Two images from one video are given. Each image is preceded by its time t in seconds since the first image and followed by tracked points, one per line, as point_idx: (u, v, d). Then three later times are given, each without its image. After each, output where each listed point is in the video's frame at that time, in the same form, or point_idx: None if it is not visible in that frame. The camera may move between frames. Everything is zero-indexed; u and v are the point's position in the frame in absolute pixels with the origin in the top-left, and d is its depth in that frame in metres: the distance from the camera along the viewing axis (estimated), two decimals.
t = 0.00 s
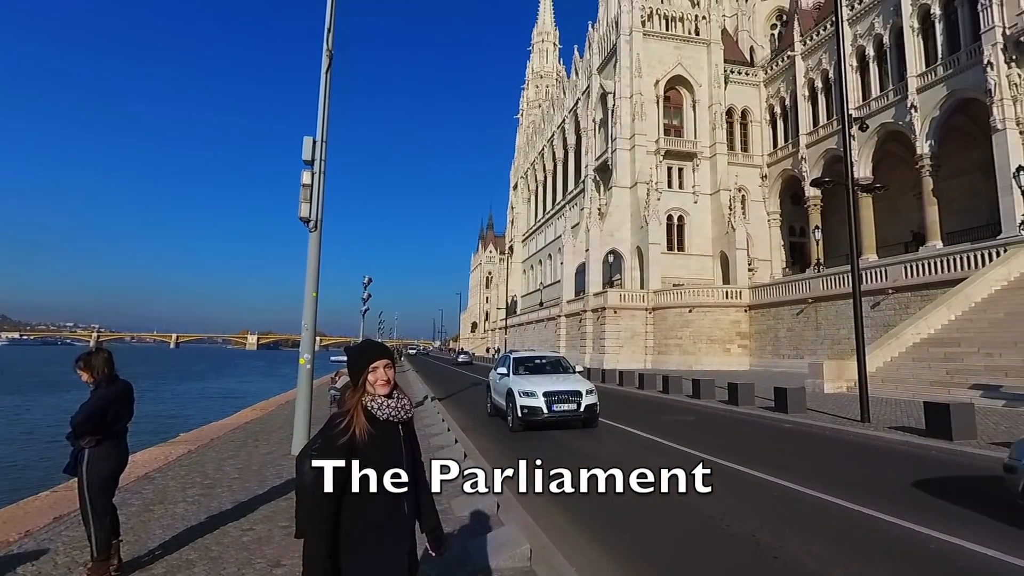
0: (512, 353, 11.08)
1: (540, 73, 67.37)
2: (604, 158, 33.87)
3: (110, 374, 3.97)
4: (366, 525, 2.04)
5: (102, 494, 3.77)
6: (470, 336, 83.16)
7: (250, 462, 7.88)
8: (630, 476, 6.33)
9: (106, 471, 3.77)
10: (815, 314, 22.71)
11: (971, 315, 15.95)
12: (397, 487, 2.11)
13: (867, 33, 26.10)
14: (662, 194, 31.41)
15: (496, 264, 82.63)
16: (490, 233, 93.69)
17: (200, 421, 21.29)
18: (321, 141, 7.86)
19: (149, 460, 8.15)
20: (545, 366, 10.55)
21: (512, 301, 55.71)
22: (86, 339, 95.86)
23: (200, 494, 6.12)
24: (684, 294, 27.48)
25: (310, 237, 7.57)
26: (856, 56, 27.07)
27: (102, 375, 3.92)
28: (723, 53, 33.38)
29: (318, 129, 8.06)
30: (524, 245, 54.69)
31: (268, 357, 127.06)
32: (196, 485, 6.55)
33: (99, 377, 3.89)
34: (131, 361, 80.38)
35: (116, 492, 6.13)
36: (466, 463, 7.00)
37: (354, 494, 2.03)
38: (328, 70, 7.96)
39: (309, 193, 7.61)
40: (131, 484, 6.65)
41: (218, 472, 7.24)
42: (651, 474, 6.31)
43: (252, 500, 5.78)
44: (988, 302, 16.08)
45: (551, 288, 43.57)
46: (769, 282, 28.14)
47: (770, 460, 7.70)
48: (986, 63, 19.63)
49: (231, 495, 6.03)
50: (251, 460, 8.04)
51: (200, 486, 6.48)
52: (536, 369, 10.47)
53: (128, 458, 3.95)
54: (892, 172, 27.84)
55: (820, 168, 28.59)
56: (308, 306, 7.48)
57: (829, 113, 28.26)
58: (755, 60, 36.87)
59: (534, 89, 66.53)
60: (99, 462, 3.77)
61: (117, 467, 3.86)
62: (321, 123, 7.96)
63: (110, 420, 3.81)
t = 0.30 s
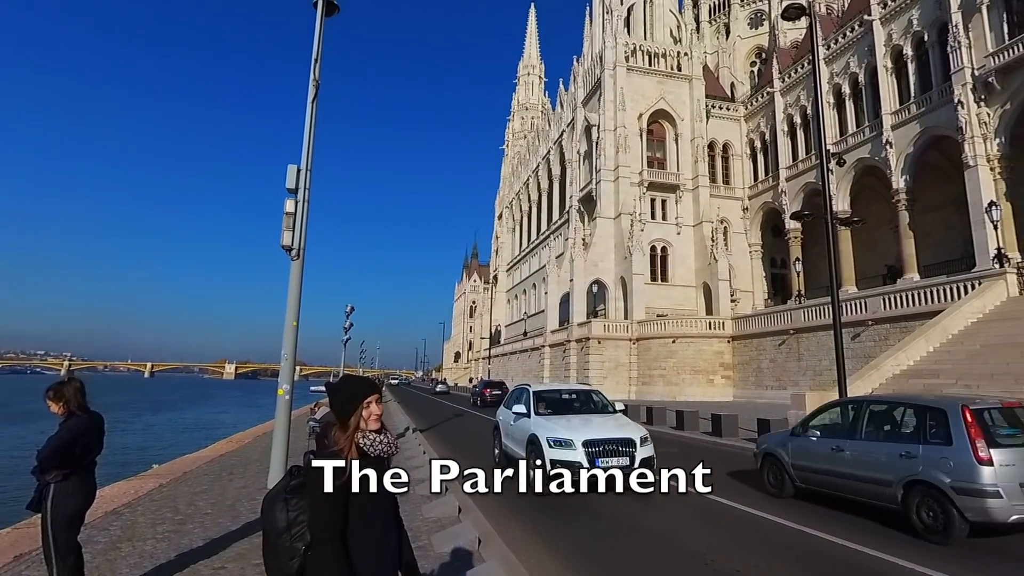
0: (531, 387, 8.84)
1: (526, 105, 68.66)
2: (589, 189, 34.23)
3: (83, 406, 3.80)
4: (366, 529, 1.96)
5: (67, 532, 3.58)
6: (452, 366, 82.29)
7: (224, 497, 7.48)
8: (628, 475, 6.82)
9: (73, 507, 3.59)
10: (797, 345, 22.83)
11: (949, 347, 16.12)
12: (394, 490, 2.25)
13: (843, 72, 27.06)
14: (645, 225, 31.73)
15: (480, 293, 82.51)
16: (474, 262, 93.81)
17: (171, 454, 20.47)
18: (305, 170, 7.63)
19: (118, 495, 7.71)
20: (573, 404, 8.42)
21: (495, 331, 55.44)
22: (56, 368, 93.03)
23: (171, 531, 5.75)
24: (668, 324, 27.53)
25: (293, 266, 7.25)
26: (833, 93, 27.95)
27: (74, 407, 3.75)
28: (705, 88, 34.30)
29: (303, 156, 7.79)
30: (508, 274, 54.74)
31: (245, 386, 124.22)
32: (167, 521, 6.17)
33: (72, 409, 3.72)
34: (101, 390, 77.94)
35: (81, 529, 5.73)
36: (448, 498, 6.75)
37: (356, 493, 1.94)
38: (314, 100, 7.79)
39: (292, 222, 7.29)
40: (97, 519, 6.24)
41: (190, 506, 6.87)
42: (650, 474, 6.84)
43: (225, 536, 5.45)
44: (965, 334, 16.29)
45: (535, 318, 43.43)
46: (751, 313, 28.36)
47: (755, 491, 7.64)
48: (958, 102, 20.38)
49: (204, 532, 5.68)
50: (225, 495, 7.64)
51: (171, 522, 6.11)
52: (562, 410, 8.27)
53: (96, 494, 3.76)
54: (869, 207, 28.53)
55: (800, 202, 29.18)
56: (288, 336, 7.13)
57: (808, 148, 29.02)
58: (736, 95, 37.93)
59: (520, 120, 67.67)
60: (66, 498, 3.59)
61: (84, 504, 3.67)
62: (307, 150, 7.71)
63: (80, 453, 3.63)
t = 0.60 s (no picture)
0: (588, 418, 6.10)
1: (511, 131, 69.57)
2: (573, 216, 34.45)
3: (46, 433, 3.56)
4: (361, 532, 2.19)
5: (27, 566, 3.36)
6: (434, 391, 81.28)
7: (195, 527, 7.15)
8: (630, 478, 4.53)
9: (36, 539, 3.38)
10: (778, 372, 22.95)
11: (926, 374, 16.30)
12: (395, 485, 4.00)
13: (820, 104, 27.89)
14: (629, 252, 31.95)
15: (463, 318, 82.09)
16: (457, 286, 93.63)
17: (141, 482, 19.66)
18: (289, 193, 7.54)
19: (84, 525, 7.32)
20: (640, 443, 5.62)
21: (479, 356, 54.96)
22: (23, 393, 89.87)
23: (138, 563, 5.44)
24: (651, 350, 27.54)
25: (273, 290, 7.12)
26: (811, 125, 28.73)
27: (37, 433, 3.51)
28: (687, 118, 35.10)
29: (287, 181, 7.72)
30: (492, 299, 54.56)
31: (220, 411, 121.09)
32: (134, 553, 5.84)
33: (34, 436, 3.47)
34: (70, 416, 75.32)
35: (42, 562, 5.39)
36: (428, 529, 6.54)
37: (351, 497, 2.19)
38: (298, 125, 7.74)
39: (274, 244, 7.16)
40: (60, 552, 5.88)
41: (159, 537, 6.54)
42: (650, 471, 4.57)
43: (196, 569, 5.17)
44: (942, 361, 16.51)
45: (518, 343, 43.22)
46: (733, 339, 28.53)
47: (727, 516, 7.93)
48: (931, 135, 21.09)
49: (174, 564, 5.38)
50: (197, 525, 7.31)
51: (139, 554, 5.78)
52: (624, 450, 5.49)
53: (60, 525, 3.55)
54: (848, 236, 29.09)
55: (780, 230, 29.72)
56: (266, 359, 6.91)
57: (787, 178, 29.69)
58: (717, 125, 38.84)
59: (506, 146, 68.47)
60: (28, 530, 3.38)
61: (47, 536, 3.46)
62: (291, 174, 7.63)
63: (42, 482, 3.41)
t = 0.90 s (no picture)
0: (754, 455, 3.65)
1: (496, 155, 70.16)
2: (557, 239, 34.61)
3: (14, 458, 3.56)
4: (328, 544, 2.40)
5: None
6: (415, 415, 80.17)
7: (163, 557, 6.83)
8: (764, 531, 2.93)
9: None
10: (759, 398, 23.05)
11: (903, 400, 16.47)
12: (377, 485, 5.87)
13: (799, 134, 28.64)
14: (612, 276, 32.12)
15: (445, 340, 81.43)
16: (440, 309, 93.19)
17: (106, 508, 18.87)
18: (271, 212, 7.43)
19: (43, 554, 6.97)
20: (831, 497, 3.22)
21: (461, 379, 54.41)
22: None
23: None
24: (633, 374, 27.53)
25: (252, 310, 6.93)
26: (790, 154, 29.43)
27: (5, 457, 3.53)
28: (670, 145, 35.78)
29: (268, 200, 7.58)
30: (475, 321, 54.31)
31: (193, 434, 117.75)
32: None
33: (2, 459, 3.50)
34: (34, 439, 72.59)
35: None
36: (405, 556, 6.36)
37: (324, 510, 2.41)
38: (282, 145, 7.70)
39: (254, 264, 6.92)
40: None
41: (123, 567, 6.23)
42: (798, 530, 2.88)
43: None
44: (918, 388, 16.73)
45: (500, 366, 42.95)
46: (714, 364, 28.68)
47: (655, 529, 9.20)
48: (905, 166, 21.71)
49: None
50: (165, 554, 7.00)
51: None
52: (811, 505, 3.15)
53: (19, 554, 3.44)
54: (827, 263, 29.56)
55: (760, 256, 30.18)
56: (244, 384, 6.62)
57: (767, 205, 30.30)
58: (699, 152, 39.62)
59: (490, 170, 68.98)
60: None
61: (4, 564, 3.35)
62: (273, 193, 7.51)
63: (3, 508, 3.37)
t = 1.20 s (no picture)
0: None
1: (481, 177, 70.54)
2: (540, 261, 34.65)
3: None
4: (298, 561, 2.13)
5: None
6: (394, 437, 78.81)
7: None
8: None
9: None
10: (739, 422, 23.04)
11: (881, 426, 16.53)
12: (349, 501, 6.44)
13: (779, 162, 29.26)
14: (595, 298, 32.16)
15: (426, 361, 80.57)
16: (422, 329, 92.43)
17: (66, 533, 18.05)
18: (252, 231, 7.29)
19: None
20: None
21: (441, 401, 53.71)
22: None
23: None
24: (615, 398, 27.37)
25: (231, 330, 6.76)
26: (770, 181, 30.00)
27: None
28: (653, 171, 36.30)
29: (250, 218, 7.47)
30: (457, 342, 53.90)
31: (163, 456, 114.04)
32: None
33: None
34: None
35: None
36: None
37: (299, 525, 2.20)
38: (266, 165, 7.55)
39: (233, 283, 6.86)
40: None
41: None
42: None
43: None
44: (896, 414, 16.83)
45: (482, 389, 42.49)
46: (695, 388, 28.70)
47: (620, 546, 9.62)
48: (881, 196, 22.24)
49: None
50: None
51: None
52: None
53: None
54: (806, 289, 29.98)
55: (741, 281, 30.52)
56: (219, 404, 6.49)
57: (747, 231, 30.79)
58: (682, 178, 40.25)
59: (475, 191, 69.28)
60: None
61: None
62: (255, 211, 7.40)
63: None
